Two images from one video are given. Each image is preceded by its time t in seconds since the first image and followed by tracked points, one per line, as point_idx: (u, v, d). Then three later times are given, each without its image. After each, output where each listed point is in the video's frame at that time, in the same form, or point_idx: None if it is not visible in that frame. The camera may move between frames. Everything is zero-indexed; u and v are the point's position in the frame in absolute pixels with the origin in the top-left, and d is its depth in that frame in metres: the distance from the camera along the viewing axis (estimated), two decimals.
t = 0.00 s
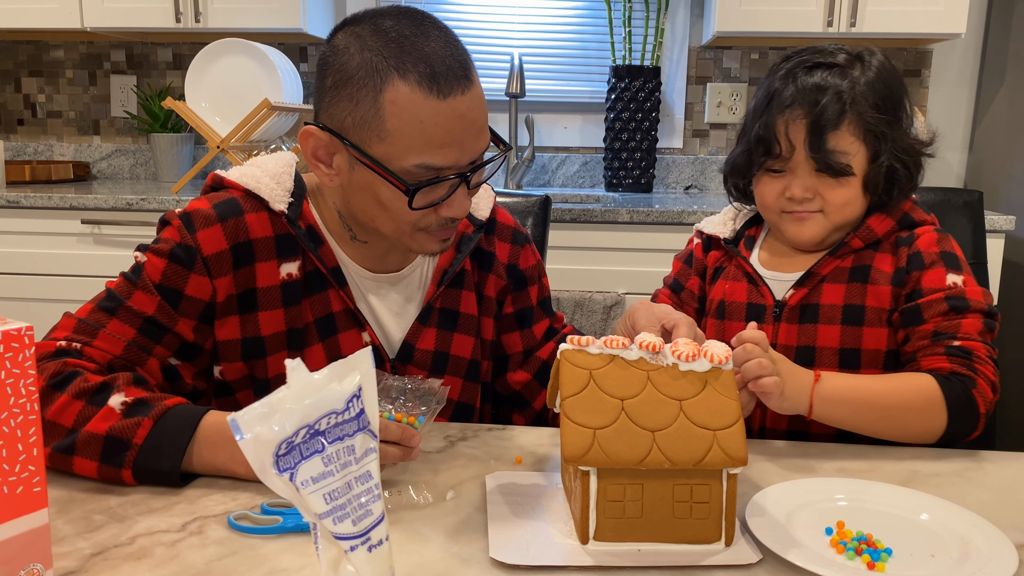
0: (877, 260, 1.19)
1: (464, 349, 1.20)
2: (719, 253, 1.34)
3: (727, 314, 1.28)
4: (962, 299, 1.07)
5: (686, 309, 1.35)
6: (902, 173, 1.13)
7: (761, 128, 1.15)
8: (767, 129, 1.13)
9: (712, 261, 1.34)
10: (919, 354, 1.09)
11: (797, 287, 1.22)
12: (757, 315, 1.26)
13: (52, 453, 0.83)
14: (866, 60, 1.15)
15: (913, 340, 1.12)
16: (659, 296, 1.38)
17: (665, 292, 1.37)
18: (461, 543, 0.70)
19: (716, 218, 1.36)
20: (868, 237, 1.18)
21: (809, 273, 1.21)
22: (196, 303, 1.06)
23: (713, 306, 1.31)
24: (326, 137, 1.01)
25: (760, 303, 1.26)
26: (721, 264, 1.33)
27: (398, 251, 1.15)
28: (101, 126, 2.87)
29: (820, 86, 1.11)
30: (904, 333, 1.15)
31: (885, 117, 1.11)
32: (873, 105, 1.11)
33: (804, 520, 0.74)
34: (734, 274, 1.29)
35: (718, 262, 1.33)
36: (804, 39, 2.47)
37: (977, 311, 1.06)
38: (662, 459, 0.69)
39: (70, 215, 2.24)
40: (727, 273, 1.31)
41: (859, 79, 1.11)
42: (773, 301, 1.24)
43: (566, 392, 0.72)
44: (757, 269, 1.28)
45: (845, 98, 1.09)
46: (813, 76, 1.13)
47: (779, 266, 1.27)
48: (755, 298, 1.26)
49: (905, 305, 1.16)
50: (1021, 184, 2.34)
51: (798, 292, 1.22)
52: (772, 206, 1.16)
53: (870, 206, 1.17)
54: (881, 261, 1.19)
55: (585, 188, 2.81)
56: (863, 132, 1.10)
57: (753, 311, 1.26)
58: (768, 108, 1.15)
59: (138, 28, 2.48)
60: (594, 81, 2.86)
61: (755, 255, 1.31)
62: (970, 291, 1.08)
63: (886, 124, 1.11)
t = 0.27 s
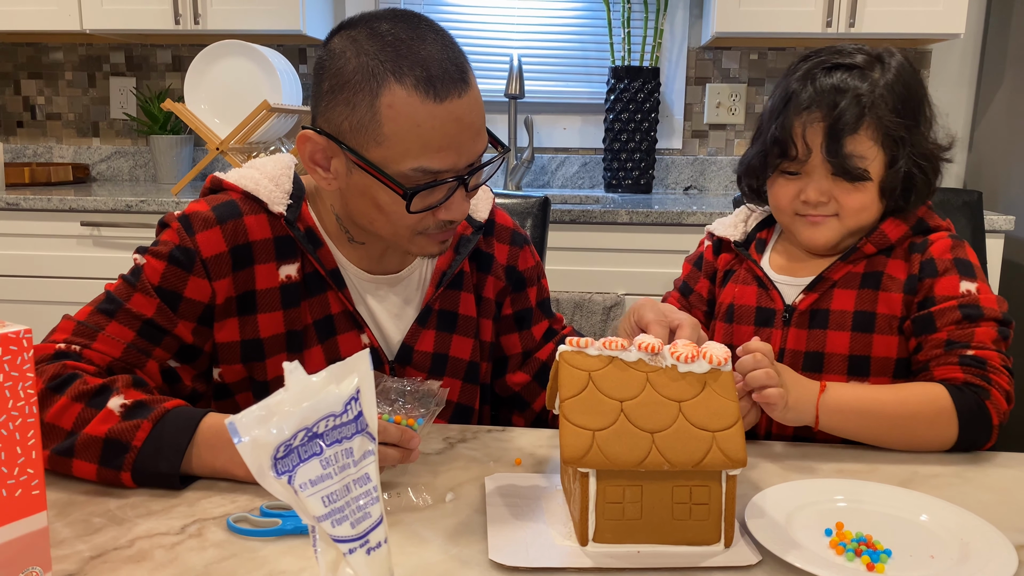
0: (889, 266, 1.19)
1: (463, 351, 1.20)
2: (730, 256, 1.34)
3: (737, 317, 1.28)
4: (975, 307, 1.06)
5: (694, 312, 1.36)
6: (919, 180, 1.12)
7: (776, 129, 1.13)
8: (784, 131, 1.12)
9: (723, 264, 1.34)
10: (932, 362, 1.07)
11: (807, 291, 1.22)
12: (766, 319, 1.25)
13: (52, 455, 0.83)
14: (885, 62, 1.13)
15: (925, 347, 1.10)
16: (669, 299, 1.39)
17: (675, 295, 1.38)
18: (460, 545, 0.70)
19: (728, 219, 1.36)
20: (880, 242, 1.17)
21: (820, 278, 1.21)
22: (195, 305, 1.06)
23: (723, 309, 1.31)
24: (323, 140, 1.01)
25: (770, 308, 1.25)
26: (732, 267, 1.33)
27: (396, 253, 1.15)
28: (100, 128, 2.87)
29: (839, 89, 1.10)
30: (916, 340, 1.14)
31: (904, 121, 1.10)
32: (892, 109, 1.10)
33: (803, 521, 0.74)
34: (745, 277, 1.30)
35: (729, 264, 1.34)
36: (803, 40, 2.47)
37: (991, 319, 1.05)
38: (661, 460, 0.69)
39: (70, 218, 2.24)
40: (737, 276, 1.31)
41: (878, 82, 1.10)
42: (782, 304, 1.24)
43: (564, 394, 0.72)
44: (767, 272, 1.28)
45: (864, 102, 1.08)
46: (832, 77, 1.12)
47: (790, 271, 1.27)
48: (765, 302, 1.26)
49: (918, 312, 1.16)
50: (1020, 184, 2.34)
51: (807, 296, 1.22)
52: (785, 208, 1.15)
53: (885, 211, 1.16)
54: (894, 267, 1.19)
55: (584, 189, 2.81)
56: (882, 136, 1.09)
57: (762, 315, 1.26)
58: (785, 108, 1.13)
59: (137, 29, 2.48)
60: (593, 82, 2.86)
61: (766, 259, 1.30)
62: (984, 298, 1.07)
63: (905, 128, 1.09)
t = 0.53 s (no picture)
0: (896, 272, 1.18)
1: (462, 354, 1.20)
2: (733, 260, 1.34)
3: (738, 323, 1.28)
4: (986, 314, 1.05)
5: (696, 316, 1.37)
6: (930, 188, 1.12)
7: (788, 132, 1.13)
8: (796, 134, 1.11)
9: (726, 268, 1.34)
10: (943, 370, 1.07)
11: (811, 298, 1.21)
12: (768, 326, 1.26)
13: (50, 459, 0.83)
14: (900, 67, 1.13)
15: (934, 355, 1.10)
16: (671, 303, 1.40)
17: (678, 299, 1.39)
18: (458, 548, 0.70)
19: (732, 224, 1.36)
20: (886, 247, 1.15)
21: (824, 285, 1.20)
22: (193, 308, 1.06)
23: (725, 315, 1.31)
24: (319, 146, 1.01)
25: (772, 314, 1.25)
26: (734, 271, 1.34)
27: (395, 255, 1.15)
28: (99, 131, 2.87)
29: (854, 93, 1.09)
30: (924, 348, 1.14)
31: (918, 129, 1.10)
32: (907, 116, 1.09)
33: (801, 523, 0.74)
34: (748, 283, 1.30)
35: (732, 269, 1.34)
36: (802, 40, 2.47)
37: (1001, 326, 1.04)
38: (660, 462, 0.69)
39: (69, 220, 2.24)
40: (740, 281, 1.31)
41: (893, 88, 1.10)
42: (785, 311, 1.24)
43: (563, 396, 0.72)
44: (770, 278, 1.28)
45: (879, 107, 1.07)
46: (846, 81, 1.11)
47: (793, 277, 1.26)
48: (767, 308, 1.26)
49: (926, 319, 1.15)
50: (1019, 185, 2.34)
51: (811, 302, 1.21)
52: (793, 213, 1.15)
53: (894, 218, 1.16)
54: (901, 273, 1.18)
55: (583, 190, 2.81)
56: (895, 143, 1.08)
57: (764, 321, 1.26)
58: (798, 111, 1.12)
59: (136, 31, 2.48)
60: (592, 83, 2.87)
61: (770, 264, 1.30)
62: (994, 305, 1.06)
63: (919, 136, 1.09)
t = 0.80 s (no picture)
0: (894, 276, 1.18)
1: (462, 354, 1.21)
2: (727, 267, 1.33)
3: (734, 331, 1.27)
4: (989, 317, 1.05)
5: (689, 325, 1.36)
6: (926, 192, 1.12)
7: (783, 134, 1.13)
8: (791, 135, 1.11)
9: (720, 275, 1.33)
10: (948, 378, 1.06)
11: (808, 305, 1.21)
12: (765, 334, 1.25)
13: (48, 462, 0.83)
14: (898, 68, 1.13)
15: (937, 361, 1.09)
16: (664, 312, 1.39)
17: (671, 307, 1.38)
18: (456, 550, 0.70)
19: (726, 230, 1.35)
20: (882, 251, 1.17)
21: (822, 291, 1.20)
22: (193, 310, 1.06)
23: (721, 323, 1.30)
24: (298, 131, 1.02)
25: (769, 322, 1.25)
26: (729, 279, 1.32)
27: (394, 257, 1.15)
28: (98, 133, 2.87)
29: (851, 95, 1.09)
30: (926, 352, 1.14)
31: (915, 132, 1.10)
32: (903, 118, 1.09)
33: (800, 525, 0.74)
34: (743, 290, 1.29)
35: (727, 276, 1.32)
36: (801, 41, 2.47)
37: (1005, 329, 1.04)
38: (658, 465, 0.69)
39: (68, 222, 2.24)
40: (735, 289, 1.30)
41: (890, 90, 1.09)
42: (781, 319, 1.23)
43: (561, 398, 0.72)
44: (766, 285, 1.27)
45: (875, 109, 1.07)
46: (843, 82, 1.11)
47: (790, 284, 1.26)
48: (764, 316, 1.25)
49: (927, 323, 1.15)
50: (1018, 185, 2.34)
51: (808, 310, 1.21)
52: (788, 216, 1.15)
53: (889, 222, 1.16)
54: (899, 277, 1.17)
55: (582, 191, 2.81)
56: (891, 146, 1.08)
57: (761, 329, 1.25)
58: (793, 113, 1.13)
59: (135, 33, 2.48)
60: (591, 85, 2.87)
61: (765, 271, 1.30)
62: (996, 307, 1.06)
63: (915, 139, 1.09)
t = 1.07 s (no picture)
0: (888, 278, 1.17)
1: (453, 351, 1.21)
2: (716, 271, 1.31)
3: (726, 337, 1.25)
4: (985, 318, 1.06)
5: (678, 330, 1.34)
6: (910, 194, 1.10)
7: (762, 142, 1.10)
8: (769, 143, 1.09)
9: (709, 280, 1.31)
10: (948, 381, 1.07)
11: (802, 309, 1.19)
12: (758, 339, 1.23)
13: (48, 462, 0.83)
14: (876, 68, 1.10)
15: (937, 364, 1.10)
16: (651, 316, 1.36)
17: (659, 311, 1.35)
18: (457, 551, 0.70)
19: (714, 231, 1.32)
20: (875, 253, 1.15)
21: (815, 295, 1.18)
22: (190, 310, 1.06)
23: (712, 329, 1.28)
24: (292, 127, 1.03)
25: (762, 326, 1.23)
26: (718, 283, 1.31)
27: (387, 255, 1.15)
28: (98, 134, 2.87)
29: (827, 99, 1.07)
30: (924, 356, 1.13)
31: (896, 134, 1.08)
32: (883, 121, 1.07)
33: (800, 525, 0.74)
34: (734, 295, 1.27)
35: (716, 281, 1.31)
36: (801, 43, 2.47)
37: (1000, 329, 1.05)
38: (658, 465, 0.69)
39: (68, 223, 2.24)
40: (725, 293, 1.28)
41: (868, 92, 1.07)
42: (775, 324, 1.21)
43: (561, 398, 0.72)
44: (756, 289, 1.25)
45: (854, 113, 1.05)
46: (820, 86, 1.09)
47: (780, 287, 1.24)
48: (757, 321, 1.24)
49: (924, 326, 1.14)
50: (1018, 186, 2.35)
51: (802, 314, 1.19)
52: (773, 226, 1.12)
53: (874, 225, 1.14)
54: (893, 280, 1.17)
55: (582, 192, 2.82)
56: (872, 150, 1.06)
57: (754, 335, 1.24)
58: (771, 120, 1.10)
59: (135, 35, 2.49)
60: (591, 86, 2.87)
61: (755, 274, 1.28)
62: (991, 307, 1.07)
63: (896, 141, 1.07)
